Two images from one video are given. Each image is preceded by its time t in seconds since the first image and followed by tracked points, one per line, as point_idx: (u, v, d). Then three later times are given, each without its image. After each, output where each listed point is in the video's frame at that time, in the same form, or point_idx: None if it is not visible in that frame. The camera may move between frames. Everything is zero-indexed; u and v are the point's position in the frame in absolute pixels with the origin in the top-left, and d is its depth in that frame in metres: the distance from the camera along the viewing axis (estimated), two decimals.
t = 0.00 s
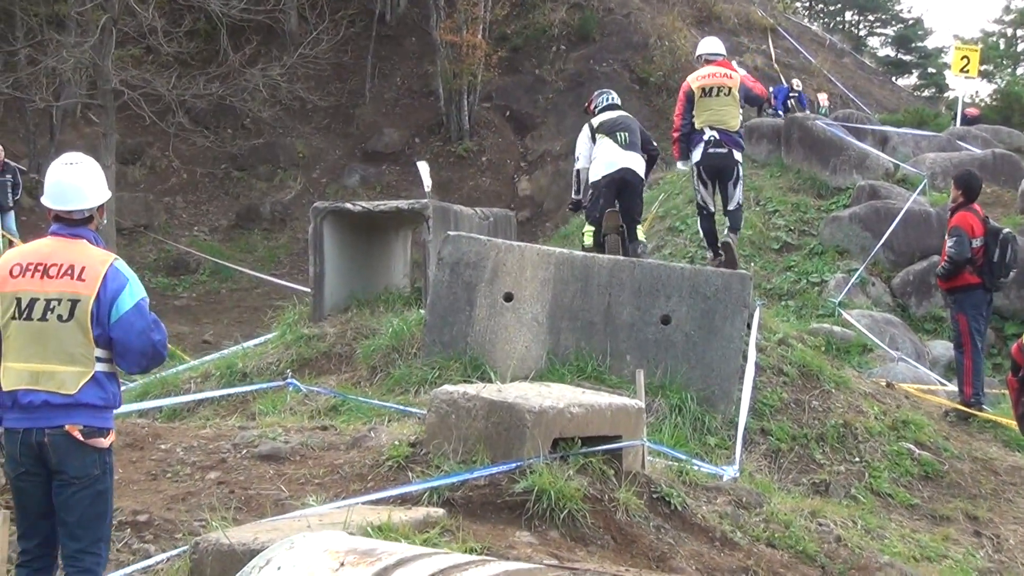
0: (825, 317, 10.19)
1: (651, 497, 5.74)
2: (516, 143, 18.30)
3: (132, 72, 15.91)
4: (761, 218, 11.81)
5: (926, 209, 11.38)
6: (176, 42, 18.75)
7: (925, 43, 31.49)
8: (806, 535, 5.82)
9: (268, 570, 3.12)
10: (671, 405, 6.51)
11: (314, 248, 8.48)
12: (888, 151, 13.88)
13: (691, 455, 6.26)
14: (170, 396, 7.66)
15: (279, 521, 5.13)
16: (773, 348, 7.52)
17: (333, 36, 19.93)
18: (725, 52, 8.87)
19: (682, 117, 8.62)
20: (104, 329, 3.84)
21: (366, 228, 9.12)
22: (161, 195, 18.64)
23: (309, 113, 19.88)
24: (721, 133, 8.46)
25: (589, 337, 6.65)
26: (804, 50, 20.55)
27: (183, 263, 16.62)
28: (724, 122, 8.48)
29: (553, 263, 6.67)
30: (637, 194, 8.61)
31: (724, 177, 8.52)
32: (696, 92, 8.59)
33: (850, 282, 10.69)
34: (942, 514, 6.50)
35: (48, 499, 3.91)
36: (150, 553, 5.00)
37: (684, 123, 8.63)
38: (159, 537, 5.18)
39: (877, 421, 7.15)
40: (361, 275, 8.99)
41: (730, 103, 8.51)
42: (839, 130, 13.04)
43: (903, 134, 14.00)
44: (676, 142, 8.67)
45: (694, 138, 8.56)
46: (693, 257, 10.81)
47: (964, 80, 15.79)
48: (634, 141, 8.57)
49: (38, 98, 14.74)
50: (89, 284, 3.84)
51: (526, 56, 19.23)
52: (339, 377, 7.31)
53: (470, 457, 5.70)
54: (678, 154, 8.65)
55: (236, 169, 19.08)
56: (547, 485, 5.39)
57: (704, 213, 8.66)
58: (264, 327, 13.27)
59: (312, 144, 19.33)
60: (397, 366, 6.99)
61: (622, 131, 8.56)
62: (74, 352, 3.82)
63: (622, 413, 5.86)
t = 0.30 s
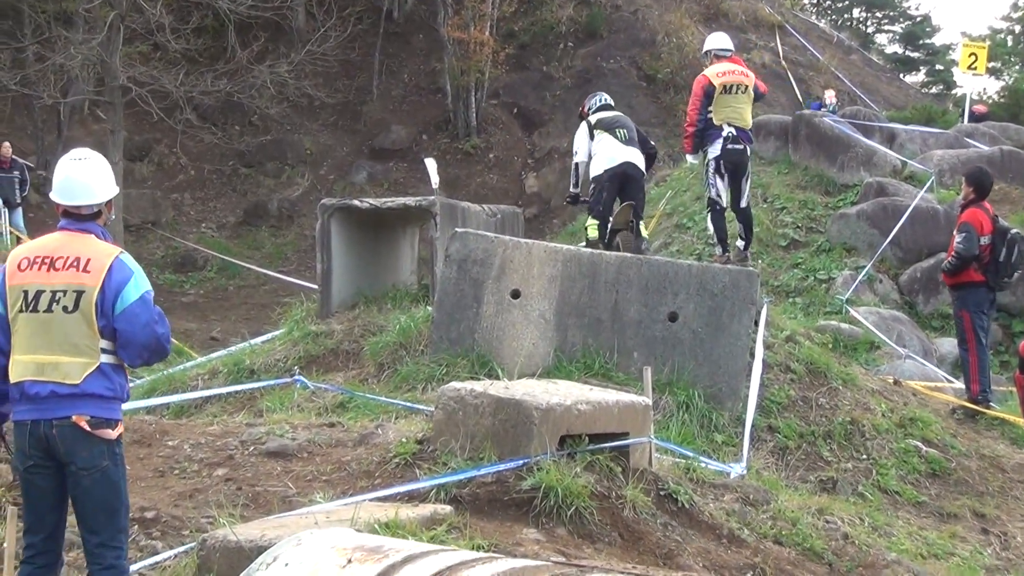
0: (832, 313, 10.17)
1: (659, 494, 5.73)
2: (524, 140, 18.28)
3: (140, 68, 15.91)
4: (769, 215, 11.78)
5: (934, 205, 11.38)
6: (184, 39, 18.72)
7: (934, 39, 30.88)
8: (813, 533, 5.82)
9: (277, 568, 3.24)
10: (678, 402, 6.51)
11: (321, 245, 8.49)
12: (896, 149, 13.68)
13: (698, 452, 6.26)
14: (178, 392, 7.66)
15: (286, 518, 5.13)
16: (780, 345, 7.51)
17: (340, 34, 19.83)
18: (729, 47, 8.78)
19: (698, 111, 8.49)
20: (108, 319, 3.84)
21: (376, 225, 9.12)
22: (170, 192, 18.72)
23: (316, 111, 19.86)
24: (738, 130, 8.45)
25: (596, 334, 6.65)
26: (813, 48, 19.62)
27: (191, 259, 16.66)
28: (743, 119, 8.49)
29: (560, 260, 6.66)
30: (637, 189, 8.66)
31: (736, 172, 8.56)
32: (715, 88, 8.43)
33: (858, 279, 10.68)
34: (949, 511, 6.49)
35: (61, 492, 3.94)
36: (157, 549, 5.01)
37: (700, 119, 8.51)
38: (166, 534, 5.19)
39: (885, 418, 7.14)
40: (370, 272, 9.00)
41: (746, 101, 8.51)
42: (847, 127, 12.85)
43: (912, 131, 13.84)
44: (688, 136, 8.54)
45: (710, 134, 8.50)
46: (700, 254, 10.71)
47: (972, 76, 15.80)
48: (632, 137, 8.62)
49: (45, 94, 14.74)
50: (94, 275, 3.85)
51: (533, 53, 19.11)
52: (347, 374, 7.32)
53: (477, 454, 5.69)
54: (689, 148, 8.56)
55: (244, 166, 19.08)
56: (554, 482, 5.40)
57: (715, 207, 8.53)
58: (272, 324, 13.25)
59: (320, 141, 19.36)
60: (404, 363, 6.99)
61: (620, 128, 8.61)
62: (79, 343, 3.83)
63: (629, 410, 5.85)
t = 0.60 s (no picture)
0: (844, 312, 10.17)
1: (670, 493, 5.74)
2: (536, 138, 18.26)
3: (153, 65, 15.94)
4: (781, 213, 11.77)
5: (946, 204, 11.26)
6: (196, 37, 18.72)
7: (946, 37, 30.00)
8: (825, 531, 5.82)
9: (289, 566, 3.20)
10: (690, 400, 6.52)
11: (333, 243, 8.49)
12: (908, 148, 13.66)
13: (710, 451, 6.27)
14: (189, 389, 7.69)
15: (298, 515, 5.13)
16: (793, 343, 7.51)
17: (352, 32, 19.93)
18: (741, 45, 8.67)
19: (727, 110, 8.29)
20: (136, 321, 3.97)
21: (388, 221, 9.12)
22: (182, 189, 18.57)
23: (329, 109, 19.79)
24: (761, 131, 8.39)
25: (608, 332, 6.65)
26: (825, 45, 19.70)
27: (204, 258, 16.63)
28: (765, 120, 8.43)
29: (572, 258, 6.65)
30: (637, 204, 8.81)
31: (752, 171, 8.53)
32: (745, 89, 8.28)
33: (870, 278, 10.64)
34: (961, 510, 6.48)
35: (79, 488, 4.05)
36: (170, 547, 5.02)
37: (729, 118, 8.33)
38: (179, 532, 5.20)
39: (897, 417, 7.14)
40: (382, 269, 9.01)
41: (766, 101, 8.45)
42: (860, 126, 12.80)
43: (924, 129, 13.81)
44: (716, 135, 8.33)
45: (735, 133, 8.33)
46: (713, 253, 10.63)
47: (985, 75, 15.77)
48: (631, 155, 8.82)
49: (58, 91, 14.77)
50: (120, 275, 3.97)
51: (546, 51, 19.07)
52: (358, 372, 7.33)
53: (489, 452, 5.68)
54: (715, 147, 8.35)
55: (256, 164, 19.03)
56: (566, 480, 5.40)
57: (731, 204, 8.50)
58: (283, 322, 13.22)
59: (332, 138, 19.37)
60: (416, 362, 7.00)
61: (618, 145, 8.82)
62: (104, 344, 3.94)
63: (641, 408, 5.83)
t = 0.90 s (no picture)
0: (863, 310, 10.19)
1: (689, 491, 5.74)
2: (554, 137, 18.28)
3: (171, 65, 15.98)
4: (800, 211, 11.75)
5: (965, 203, 11.28)
6: (213, 37, 18.72)
7: (964, 35, 29.74)
8: (844, 530, 5.81)
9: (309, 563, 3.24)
10: (709, 399, 6.52)
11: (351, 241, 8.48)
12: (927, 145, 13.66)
13: (728, 449, 6.27)
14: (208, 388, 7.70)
15: (318, 513, 5.12)
16: (811, 341, 7.51)
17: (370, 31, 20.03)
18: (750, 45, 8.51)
19: (752, 104, 8.05)
20: (164, 322, 3.99)
21: (404, 218, 9.11)
22: (200, 190, 18.43)
23: (347, 107, 19.90)
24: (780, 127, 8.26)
25: (626, 331, 6.65)
26: (842, 44, 19.60)
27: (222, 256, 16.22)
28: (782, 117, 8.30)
29: (590, 257, 6.65)
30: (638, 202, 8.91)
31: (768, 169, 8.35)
32: (768, 84, 8.11)
33: (889, 276, 10.63)
34: (980, 508, 6.47)
35: (105, 486, 4.07)
36: (188, 545, 5.02)
37: (754, 113, 8.10)
38: (197, 529, 5.20)
39: (916, 415, 7.14)
40: (399, 265, 9.02)
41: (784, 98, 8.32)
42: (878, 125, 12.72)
43: (943, 127, 13.76)
44: (743, 129, 8.05)
45: (758, 128, 8.15)
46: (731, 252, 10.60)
47: (1003, 74, 15.76)
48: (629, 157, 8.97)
49: (76, 90, 14.79)
50: (146, 278, 3.99)
51: (563, 50, 19.18)
52: (376, 370, 7.33)
53: (508, 449, 5.68)
54: (740, 142, 8.08)
55: (274, 164, 18.96)
56: (585, 479, 5.40)
57: (750, 202, 8.24)
58: (300, 321, 13.05)
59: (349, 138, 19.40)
60: (435, 360, 7.01)
61: (617, 150, 9.01)
62: (133, 344, 3.97)
63: (660, 407, 5.82)
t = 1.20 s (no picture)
0: (873, 311, 10.19)
1: (699, 492, 5.74)
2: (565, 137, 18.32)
3: (182, 66, 15.99)
4: (810, 212, 11.72)
5: (975, 204, 11.26)
6: (225, 36, 18.73)
7: (976, 35, 29.43)
8: (853, 531, 5.80)
9: (318, 564, 3.18)
10: (719, 399, 6.53)
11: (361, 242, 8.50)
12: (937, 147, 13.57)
13: (738, 450, 6.27)
14: (218, 389, 7.73)
15: (326, 515, 5.13)
16: (821, 343, 7.50)
17: (381, 33, 19.91)
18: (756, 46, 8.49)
19: (761, 108, 8.04)
20: (180, 325, 4.00)
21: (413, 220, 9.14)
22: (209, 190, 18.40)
23: (358, 108, 19.94)
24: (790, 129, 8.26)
25: (636, 331, 6.66)
26: (853, 44, 19.51)
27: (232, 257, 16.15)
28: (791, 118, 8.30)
29: (601, 258, 6.66)
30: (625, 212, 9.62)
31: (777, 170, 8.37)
32: (777, 87, 8.09)
33: (899, 277, 10.63)
34: (990, 510, 6.47)
35: (118, 487, 4.08)
36: (198, 546, 5.04)
37: (763, 116, 8.08)
38: (207, 530, 5.21)
39: (925, 416, 7.13)
40: (409, 267, 9.03)
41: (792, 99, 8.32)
42: (888, 125, 12.67)
43: (953, 128, 13.69)
44: (752, 132, 8.06)
45: (769, 131, 8.14)
46: (740, 253, 10.54)
47: (1014, 74, 15.71)
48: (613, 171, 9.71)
49: (88, 91, 14.80)
50: (163, 282, 4.00)
51: (574, 50, 19.19)
52: (386, 371, 7.34)
53: (517, 452, 5.67)
54: (749, 145, 8.09)
55: (285, 164, 18.96)
56: (594, 480, 5.39)
57: (762, 203, 8.24)
58: (310, 321, 12.99)
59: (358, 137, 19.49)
60: (444, 362, 7.01)
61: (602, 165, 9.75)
62: (148, 347, 3.98)
63: (670, 408, 5.82)
